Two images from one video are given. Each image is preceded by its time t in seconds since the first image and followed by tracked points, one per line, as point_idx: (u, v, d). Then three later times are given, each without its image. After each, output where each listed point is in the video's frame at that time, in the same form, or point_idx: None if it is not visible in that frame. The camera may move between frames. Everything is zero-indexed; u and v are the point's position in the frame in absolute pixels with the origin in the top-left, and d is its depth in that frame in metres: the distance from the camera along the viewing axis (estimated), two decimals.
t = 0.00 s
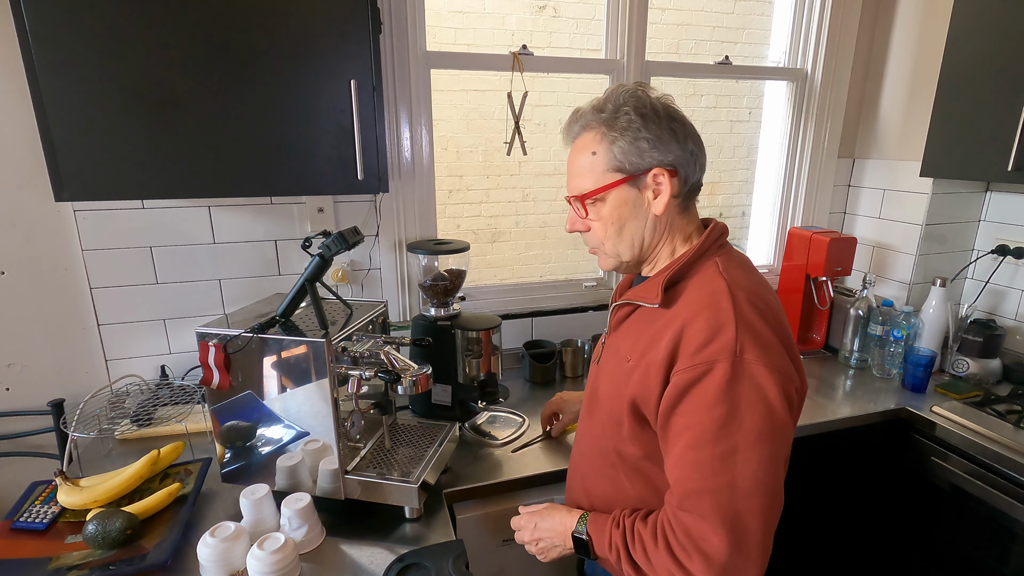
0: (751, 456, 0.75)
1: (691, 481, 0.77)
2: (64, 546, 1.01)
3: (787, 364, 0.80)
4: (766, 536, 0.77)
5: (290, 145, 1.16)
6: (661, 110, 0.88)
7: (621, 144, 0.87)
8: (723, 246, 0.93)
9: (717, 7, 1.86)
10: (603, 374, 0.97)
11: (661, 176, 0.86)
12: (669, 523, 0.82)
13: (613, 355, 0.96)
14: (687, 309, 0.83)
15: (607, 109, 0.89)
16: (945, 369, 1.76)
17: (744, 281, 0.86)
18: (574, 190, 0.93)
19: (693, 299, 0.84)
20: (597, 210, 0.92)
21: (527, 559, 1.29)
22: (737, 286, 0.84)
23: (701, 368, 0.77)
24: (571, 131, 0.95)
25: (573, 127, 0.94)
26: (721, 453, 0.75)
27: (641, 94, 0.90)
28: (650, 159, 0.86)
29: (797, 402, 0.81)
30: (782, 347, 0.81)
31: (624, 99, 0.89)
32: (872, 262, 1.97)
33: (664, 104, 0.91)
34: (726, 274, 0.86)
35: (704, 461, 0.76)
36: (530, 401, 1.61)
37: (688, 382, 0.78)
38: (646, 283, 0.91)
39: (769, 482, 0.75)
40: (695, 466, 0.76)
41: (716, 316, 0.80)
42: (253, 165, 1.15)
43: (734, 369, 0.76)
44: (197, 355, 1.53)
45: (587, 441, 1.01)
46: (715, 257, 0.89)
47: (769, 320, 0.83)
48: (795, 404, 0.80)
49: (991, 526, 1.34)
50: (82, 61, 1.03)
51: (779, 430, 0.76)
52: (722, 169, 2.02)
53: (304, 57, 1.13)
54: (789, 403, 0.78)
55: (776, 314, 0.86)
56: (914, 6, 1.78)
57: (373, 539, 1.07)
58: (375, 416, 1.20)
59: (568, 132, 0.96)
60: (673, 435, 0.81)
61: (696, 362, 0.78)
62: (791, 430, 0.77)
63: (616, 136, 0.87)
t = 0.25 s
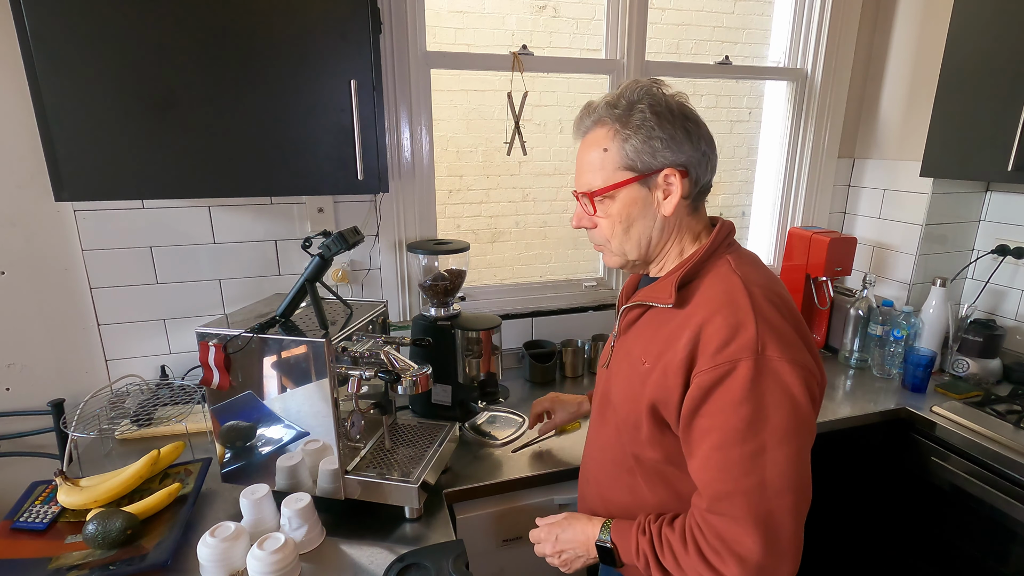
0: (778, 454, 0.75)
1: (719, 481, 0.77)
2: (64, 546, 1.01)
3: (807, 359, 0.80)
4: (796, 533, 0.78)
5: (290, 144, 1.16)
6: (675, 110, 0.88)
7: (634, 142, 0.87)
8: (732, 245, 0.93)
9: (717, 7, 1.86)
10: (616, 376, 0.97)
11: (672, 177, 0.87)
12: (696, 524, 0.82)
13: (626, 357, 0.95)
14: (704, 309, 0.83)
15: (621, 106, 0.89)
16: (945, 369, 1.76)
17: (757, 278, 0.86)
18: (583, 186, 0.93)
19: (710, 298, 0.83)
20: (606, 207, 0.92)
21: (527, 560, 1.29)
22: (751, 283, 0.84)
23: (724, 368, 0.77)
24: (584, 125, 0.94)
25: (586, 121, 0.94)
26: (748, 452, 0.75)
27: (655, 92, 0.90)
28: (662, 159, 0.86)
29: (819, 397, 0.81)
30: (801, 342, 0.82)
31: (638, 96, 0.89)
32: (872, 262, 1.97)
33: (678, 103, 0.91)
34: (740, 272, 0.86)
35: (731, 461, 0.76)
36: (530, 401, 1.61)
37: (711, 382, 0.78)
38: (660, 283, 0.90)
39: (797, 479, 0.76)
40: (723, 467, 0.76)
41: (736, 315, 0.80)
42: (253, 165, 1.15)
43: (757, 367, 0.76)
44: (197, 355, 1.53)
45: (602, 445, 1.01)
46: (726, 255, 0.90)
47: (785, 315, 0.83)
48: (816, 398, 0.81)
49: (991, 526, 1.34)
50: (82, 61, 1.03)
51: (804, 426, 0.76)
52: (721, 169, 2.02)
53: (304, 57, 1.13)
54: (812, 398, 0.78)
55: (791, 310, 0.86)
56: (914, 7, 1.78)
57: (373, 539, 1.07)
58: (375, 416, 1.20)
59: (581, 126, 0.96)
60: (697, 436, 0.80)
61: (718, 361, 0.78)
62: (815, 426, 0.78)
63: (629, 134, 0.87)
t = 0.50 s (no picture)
0: (791, 452, 0.75)
1: (731, 476, 0.77)
2: (64, 546, 1.01)
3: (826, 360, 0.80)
4: (804, 534, 0.77)
5: (290, 144, 1.16)
6: (678, 118, 0.87)
7: (633, 155, 0.87)
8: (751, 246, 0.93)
9: (717, 7, 1.86)
10: (632, 373, 0.98)
11: (671, 189, 0.86)
12: (705, 520, 0.82)
13: (642, 353, 0.96)
14: (723, 305, 0.84)
15: (623, 117, 0.89)
16: (945, 369, 1.75)
17: (777, 278, 0.87)
18: (589, 194, 0.94)
19: (729, 294, 0.84)
20: (609, 217, 0.93)
21: (527, 560, 1.29)
22: (772, 283, 0.85)
23: (741, 362, 0.78)
24: (589, 134, 0.95)
25: (592, 130, 0.94)
26: (762, 447, 0.76)
27: (659, 100, 0.88)
28: (661, 172, 0.86)
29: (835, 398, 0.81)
30: (820, 343, 0.82)
31: (641, 106, 0.88)
32: (872, 262, 1.97)
33: (685, 107, 0.89)
34: (761, 271, 0.86)
35: (744, 456, 0.76)
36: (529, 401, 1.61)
37: (728, 376, 0.78)
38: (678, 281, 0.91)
39: (810, 478, 0.76)
40: (736, 461, 0.77)
41: (755, 311, 0.81)
42: (252, 165, 1.15)
43: (775, 363, 0.77)
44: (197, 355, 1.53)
45: (612, 443, 1.01)
46: (746, 255, 0.90)
47: (805, 316, 0.84)
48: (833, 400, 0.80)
49: (991, 526, 1.34)
50: (82, 61, 1.03)
51: (820, 425, 0.76)
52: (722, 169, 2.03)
53: (304, 57, 1.13)
54: (829, 398, 0.78)
55: (811, 311, 0.87)
56: (914, 7, 1.78)
57: (373, 539, 1.07)
58: (375, 416, 1.20)
59: (588, 134, 0.96)
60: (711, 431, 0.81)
61: (735, 357, 0.79)
62: (831, 426, 0.78)
63: (628, 147, 0.87)
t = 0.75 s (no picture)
0: (823, 427, 0.76)
1: (766, 455, 0.77)
2: (64, 546, 1.01)
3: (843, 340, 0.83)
4: (834, 513, 0.78)
5: (290, 144, 1.17)
6: (682, 119, 0.87)
7: (638, 155, 0.87)
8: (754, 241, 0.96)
9: (717, 7, 1.86)
10: (644, 366, 0.97)
11: (676, 188, 0.87)
12: (735, 503, 0.81)
13: (655, 346, 0.96)
14: (742, 290, 0.85)
15: (627, 118, 0.89)
16: (945, 369, 1.75)
17: (789, 267, 0.89)
18: (593, 195, 0.94)
19: (747, 281, 0.86)
20: (614, 216, 0.93)
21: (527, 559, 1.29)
22: (786, 269, 0.87)
23: (772, 341, 0.79)
24: (593, 135, 0.95)
25: (595, 131, 0.94)
26: (795, 424, 0.76)
27: (662, 102, 0.89)
28: (666, 172, 0.86)
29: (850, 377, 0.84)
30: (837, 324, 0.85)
31: (645, 108, 0.88)
32: (872, 262, 1.97)
33: (688, 109, 0.90)
34: (773, 259, 0.89)
35: (779, 433, 0.76)
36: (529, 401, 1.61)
37: (759, 356, 0.79)
38: (692, 273, 0.91)
39: (840, 453, 0.77)
40: (770, 440, 0.77)
41: (777, 294, 0.83)
42: (252, 165, 1.15)
43: (802, 341, 0.78)
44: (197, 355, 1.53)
45: (623, 439, 1.00)
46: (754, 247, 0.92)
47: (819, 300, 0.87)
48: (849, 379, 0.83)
49: (991, 525, 1.34)
50: (82, 62, 1.03)
51: (846, 401, 0.78)
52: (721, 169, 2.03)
53: (304, 57, 1.13)
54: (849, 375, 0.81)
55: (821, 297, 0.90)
56: (914, 6, 1.78)
57: (373, 539, 1.07)
58: (375, 416, 1.20)
59: (591, 135, 0.96)
60: (742, 413, 0.81)
61: (764, 337, 0.80)
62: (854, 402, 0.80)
63: (634, 147, 0.87)
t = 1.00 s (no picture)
0: (828, 410, 0.77)
1: (776, 441, 0.78)
2: (64, 546, 1.01)
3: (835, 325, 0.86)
4: (844, 494, 0.79)
5: (290, 144, 1.16)
6: (675, 117, 0.88)
7: (633, 150, 0.87)
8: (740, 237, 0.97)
9: (717, 7, 1.86)
10: (642, 363, 0.97)
11: (670, 182, 0.87)
12: (747, 492, 0.82)
13: (653, 342, 0.96)
14: (739, 282, 0.86)
15: (621, 115, 0.90)
16: (945, 369, 1.76)
17: (779, 259, 0.91)
18: (588, 191, 0.94)
19: (744, 272, 0.87)
20: (608, 211, 0.92)
21: (527, 559, 1.29)
22: (777, 261, 0.89)
23: (774, 328, 0.80)
24: (587, 134, 0.95)
25: (590, 131, 0.94)
26: (802, 408, 0.77)
27: (656, 101, 0.90)
28: (661, 166, 0.87)
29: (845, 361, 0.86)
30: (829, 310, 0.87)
31: (639, 105, 0.89)
32: (872, 262, 1.97)
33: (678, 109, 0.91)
34: (763, 252, 0.91)
35: (787, 419, 0.77)
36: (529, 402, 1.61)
37: (762, 344, 0.80)
38: (688, 268, 0.92)
39: (845, 434, 0.78)
40: (778, 426, 0.78)
41: (774, 283, 0.84)
42: (251, 165, 1.15)
43: (803, 326, 0.80)
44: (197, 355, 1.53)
45: (625, 438, 0.99)
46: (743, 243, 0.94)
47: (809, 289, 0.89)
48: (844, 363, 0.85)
49: (991, 526, 1.34)
50: (82, 61, 1.03)
51: (846, 383, 0.80)
52: (721, 169, 2.03)
53: (304, 57, 1.13)
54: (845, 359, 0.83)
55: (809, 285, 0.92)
56: (914, 7, 1.78)
57: (373, 539, 1.07)
58: (375, 416, 1.20)
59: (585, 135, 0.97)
60: (748, 403, 0.82)
61: (766, 325, 0.81)
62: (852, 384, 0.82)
63: (629, 141, 0.88)
